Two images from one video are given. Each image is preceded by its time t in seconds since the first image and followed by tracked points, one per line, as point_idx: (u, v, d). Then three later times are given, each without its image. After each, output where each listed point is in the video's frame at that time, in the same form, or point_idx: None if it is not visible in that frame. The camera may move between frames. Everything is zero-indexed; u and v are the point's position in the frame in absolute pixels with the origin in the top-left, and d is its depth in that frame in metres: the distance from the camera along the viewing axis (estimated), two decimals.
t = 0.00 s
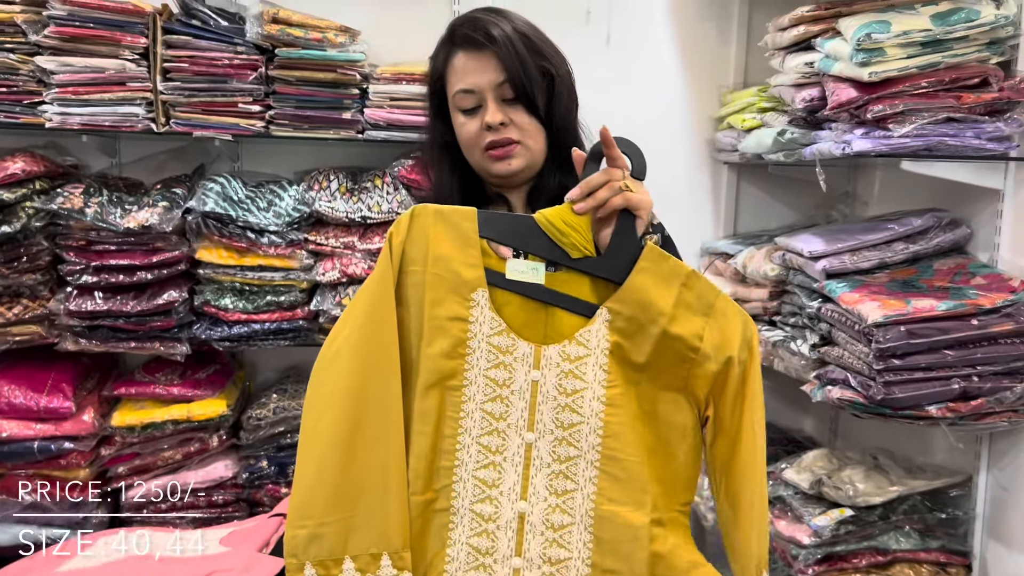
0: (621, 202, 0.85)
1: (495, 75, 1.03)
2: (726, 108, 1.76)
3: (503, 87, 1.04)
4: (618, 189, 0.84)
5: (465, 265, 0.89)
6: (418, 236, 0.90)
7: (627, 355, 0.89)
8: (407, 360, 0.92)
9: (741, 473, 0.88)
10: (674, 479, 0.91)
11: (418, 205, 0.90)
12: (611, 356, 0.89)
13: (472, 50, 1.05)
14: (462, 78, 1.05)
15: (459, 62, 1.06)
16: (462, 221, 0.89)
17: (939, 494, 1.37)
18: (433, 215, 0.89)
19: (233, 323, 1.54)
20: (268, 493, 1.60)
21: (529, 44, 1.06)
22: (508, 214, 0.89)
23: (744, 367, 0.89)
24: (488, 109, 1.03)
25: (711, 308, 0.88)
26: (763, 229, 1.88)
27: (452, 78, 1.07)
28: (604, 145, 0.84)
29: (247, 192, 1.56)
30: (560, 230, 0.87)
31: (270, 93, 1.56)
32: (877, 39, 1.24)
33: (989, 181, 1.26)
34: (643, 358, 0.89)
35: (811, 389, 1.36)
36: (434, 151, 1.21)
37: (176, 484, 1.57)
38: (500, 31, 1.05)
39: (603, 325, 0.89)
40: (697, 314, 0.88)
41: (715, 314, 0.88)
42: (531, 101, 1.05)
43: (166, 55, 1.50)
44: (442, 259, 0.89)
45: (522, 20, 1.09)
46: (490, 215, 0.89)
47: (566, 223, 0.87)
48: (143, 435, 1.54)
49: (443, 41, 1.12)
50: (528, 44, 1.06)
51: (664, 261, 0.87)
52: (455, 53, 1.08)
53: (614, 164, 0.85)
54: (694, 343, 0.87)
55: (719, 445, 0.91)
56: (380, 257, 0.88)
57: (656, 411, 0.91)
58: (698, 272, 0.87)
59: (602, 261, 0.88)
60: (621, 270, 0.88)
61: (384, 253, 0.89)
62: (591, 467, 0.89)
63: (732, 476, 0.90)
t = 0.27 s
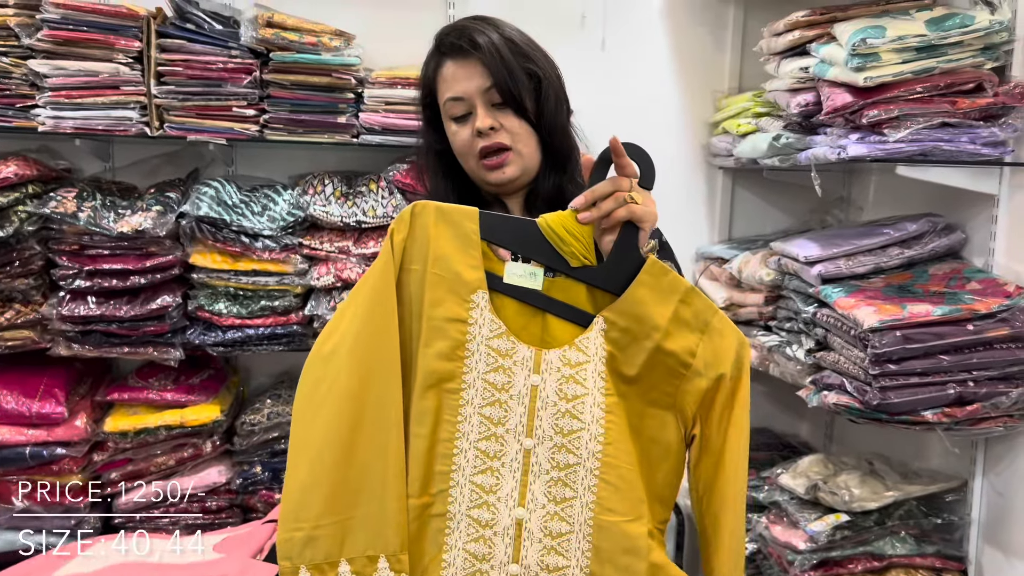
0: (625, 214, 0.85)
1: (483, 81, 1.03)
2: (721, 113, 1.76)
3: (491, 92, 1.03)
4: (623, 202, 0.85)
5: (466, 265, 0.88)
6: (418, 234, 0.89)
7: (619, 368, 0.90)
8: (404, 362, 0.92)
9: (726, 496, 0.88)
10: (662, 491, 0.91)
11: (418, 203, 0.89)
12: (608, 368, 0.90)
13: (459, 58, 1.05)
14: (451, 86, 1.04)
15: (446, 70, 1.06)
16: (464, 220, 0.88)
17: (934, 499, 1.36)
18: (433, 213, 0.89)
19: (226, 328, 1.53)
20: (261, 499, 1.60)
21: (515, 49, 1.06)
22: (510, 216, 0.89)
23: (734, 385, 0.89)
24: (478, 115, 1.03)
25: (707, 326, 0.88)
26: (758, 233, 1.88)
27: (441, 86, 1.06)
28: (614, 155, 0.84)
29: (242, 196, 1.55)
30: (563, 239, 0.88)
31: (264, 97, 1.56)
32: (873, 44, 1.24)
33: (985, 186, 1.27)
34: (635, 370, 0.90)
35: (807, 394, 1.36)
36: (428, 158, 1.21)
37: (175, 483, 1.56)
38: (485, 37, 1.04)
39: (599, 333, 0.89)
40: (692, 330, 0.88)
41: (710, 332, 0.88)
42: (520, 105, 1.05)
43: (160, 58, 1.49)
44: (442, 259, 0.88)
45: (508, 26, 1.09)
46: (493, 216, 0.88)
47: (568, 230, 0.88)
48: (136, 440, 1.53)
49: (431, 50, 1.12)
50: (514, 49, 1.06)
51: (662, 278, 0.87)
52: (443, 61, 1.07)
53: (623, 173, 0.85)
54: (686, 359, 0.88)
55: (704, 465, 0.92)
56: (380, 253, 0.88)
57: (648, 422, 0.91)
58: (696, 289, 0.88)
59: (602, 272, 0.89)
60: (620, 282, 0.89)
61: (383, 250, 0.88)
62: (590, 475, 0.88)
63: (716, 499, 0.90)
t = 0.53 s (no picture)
0: (622, 218, 0.85)
1: (481, 78, 1.03)
2: (713, 116, 1.77)
3: (489, 90, 1.03)
4: (620, 207, 0.85)
5: (461, 267, 0.88)
6: (413, 235, 0.89)
7: (614, 373, 0.90)
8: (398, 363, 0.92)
9: (709, 503, 0.88)
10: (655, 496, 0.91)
11: (413, 203, 0.89)
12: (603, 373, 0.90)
13: (456, 56, 1.05)
14: (448, 83, 1.04)
15: (444, 67, 1.05)
16: (459, 221, 0.88)
17: (925, 502, 1.37)
18: (429, 214, 0.89)
19: (217, 331, 1.52)
20: (253, 503, 1.59)
21: (514, 47, 1.06)
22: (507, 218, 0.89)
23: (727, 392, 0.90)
24: (476, 112, 1.02)
25: (702, 333, 0.89)
26: (751, 237, 1.88)
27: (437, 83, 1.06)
28: (612, 160, 0.84)
29: (232, 198, 1.54)
30: (559, 243, 0.88)
31: (255, 99, 1.55)
32: (864, 47, 1.24)
33: (976, 189, 1.27)
34: (629, 374, 0.90)
35: (799, 397, 1.36)
36: (420, 159, 1.20)
37: (174, 484, 1.56)
38: (484, 35, 1.05)
39: (594, 337, 0.89)
40: (687, 337, 0.89)
41: (704, 340, 0.89)
42: (517, 103, 1.05)
43: (150, 60, 1.49)
44: (437, 260, 0.88)
45: (505, 26, 1.09)
46: (488, 219, 0.88)
47: (564, 234, 0.88)
48: (126, 444, 1.52)
49: (427, 49, 1.11)
50: (513, 47, 1.06)
51: (658, 285, 0.88)
52: (440, 58, 1.07)
53: (622, 177, 0.85)
54: (680, 364, 0.89)
55: (693, 472, 0.91)
56: (375, 253, 0.87)
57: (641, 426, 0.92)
58: (692, 296, 0.88)
59: (598, 276, 0.88)
60: (616, 287, 0.88)
61: (378, 250, 0.88)
62: (584, 478, 0.88)
63: (703, 508, 0.89)
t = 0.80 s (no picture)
0: (612, 221, 0.85)
1: (468, 81, 1.03)
2: (703, 119, 1.77)
3: (476, 93, 1.03)
4: (611, 211, 0.84)
5: (450, 270, 0.88)
6: (402, 240, 0.89)
7: (605, 377, 0.90)
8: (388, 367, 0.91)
9: (705, 507, 0.88)
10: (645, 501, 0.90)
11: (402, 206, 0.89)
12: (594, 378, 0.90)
13: (443, 60, 1.05)
14: (435, 87, 1.04)
15: (432, 71, 1.05)
16: (448, 224, 0.88)
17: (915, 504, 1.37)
18: (418, 217, 0.88)
19: (205, 335, 1.51)
20: (241, 508, 1.57)
21: (501, 50, 1.06)
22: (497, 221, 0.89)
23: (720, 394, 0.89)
24: (464, 115, 1.02)
25: (694, 335, 0.88)
26: (740, 240, 1.88)
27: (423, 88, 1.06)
28: (603, 163, 0.83)
29: (221, 201, 1.53)
30: (549, 246, 0.88)
31: (244, 102, 1.55)
32: (853, 51, 1.24)
33: (963, 193, 1.28)
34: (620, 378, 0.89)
35: (789, 401, 1.36)
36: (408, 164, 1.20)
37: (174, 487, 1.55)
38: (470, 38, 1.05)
39: (586, 340, 0.89)
40: (678, 340, 0.88)
41: (694, 343, 0.88)
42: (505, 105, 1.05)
43: (138, 62, 1.48)
44: (426, 264, 0.88)
45: (491, 29, 1.09)
46: (478, 223, 0.88)
47: (554, 237, 0.88)
48: (113, 449, 1.51)
49: (413, 53, 1.12)
50: (499, 50, 1.06)
51: (648, 290, 0.87)
52: (426, 63, 1.07)
53: (613, 180, 0.84)
54: (671, 367, 0.88)
55: (685, 475, 0.91)
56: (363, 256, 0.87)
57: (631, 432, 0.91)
58: (683, 300, 0.87)
59: (589, 279, 0.88)
60: (607, 289, 0.88)
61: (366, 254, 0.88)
62: (574, 483, 0.88)
63: (700, 513, 0.89)
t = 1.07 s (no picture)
0: (603, 224, 0.84)
1: (461, 86, 1.03)
2: (694, 124, 1.77)
3: (469, 97, 1.03)
4: (601, 215, 0.84)
5: (441, 276, 0.88)
6: (393, 246, 0.89)
7: (599, 380, 0.90)
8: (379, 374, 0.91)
9: (710, 511, 0.88)
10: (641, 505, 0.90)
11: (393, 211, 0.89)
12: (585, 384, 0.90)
13: (436, 63, 1.04)
14: (428, 90, 1.04)
15: (425, 74, 1.05)
16: (440, 230, 0.88)
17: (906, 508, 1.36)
18: (409, 222, 0.88)
19: (196, 340, 1.50)
20: (232, 514, 1.57)
21: (496, 56, 1.06)
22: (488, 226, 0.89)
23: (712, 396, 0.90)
24: (456, 119, 1.02)
25: (686, 338, 0.88)
26: (731, 244, 1.88)
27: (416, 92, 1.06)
28: (592, 166, 0.83)
29: (211, 206, 1.53)
30: (537, 249, 0.87)
31: (234, 106, 1.53)
32: (842, 56, 1.25)
33: (953, 196, 1.29)
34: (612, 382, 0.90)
35: (780, 404, 1.36)
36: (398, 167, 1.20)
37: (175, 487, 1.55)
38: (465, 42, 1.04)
39: (577, 345, 0.89)
40: (670, 343, 0.89)
41: (687, 345, 0.88)
42: (497, 111, 1.05)
43: (128, 66, 1.47)
44: (417, 270, 0.88)
45: (486, 34, 1.09)
46: (469, 228, 0.88)
47: (545, 241, 0.87)
48: (102, 455, 1.50)
49: (406, 55, 1.11)
50: (494, 56, 1.06)
51: (639, 293, 0.87)
52: (419, 66, 1.07)
53: (602, 184, 0.84)
54: (665, 370, 0.89)
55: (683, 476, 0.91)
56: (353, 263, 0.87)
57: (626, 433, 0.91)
58: (673, 302, 0.88)
59: (581, 282, 0.88)
60: (599, 293, 0.88)
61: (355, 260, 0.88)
62: (565, 489, 0.87)
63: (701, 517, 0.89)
